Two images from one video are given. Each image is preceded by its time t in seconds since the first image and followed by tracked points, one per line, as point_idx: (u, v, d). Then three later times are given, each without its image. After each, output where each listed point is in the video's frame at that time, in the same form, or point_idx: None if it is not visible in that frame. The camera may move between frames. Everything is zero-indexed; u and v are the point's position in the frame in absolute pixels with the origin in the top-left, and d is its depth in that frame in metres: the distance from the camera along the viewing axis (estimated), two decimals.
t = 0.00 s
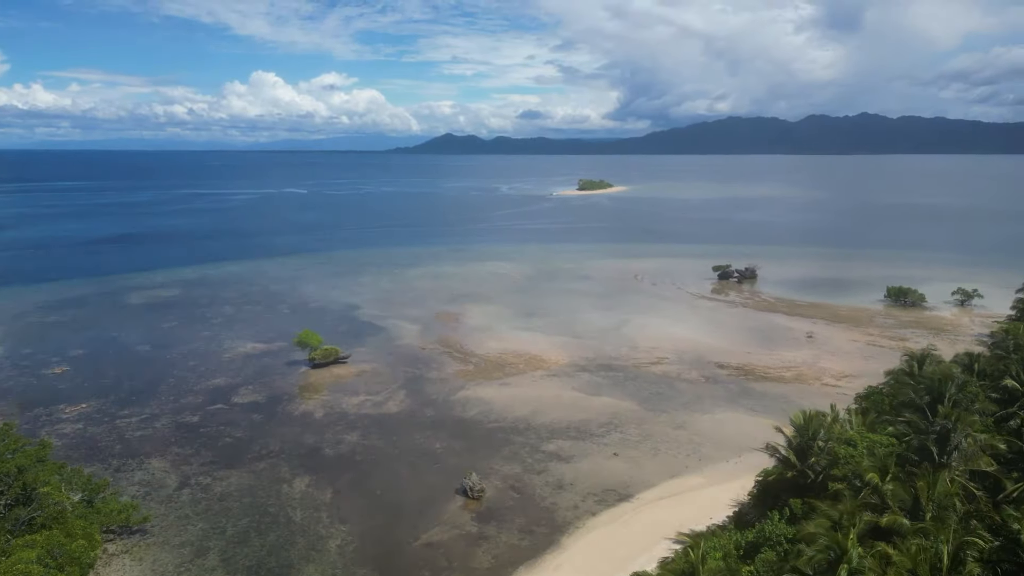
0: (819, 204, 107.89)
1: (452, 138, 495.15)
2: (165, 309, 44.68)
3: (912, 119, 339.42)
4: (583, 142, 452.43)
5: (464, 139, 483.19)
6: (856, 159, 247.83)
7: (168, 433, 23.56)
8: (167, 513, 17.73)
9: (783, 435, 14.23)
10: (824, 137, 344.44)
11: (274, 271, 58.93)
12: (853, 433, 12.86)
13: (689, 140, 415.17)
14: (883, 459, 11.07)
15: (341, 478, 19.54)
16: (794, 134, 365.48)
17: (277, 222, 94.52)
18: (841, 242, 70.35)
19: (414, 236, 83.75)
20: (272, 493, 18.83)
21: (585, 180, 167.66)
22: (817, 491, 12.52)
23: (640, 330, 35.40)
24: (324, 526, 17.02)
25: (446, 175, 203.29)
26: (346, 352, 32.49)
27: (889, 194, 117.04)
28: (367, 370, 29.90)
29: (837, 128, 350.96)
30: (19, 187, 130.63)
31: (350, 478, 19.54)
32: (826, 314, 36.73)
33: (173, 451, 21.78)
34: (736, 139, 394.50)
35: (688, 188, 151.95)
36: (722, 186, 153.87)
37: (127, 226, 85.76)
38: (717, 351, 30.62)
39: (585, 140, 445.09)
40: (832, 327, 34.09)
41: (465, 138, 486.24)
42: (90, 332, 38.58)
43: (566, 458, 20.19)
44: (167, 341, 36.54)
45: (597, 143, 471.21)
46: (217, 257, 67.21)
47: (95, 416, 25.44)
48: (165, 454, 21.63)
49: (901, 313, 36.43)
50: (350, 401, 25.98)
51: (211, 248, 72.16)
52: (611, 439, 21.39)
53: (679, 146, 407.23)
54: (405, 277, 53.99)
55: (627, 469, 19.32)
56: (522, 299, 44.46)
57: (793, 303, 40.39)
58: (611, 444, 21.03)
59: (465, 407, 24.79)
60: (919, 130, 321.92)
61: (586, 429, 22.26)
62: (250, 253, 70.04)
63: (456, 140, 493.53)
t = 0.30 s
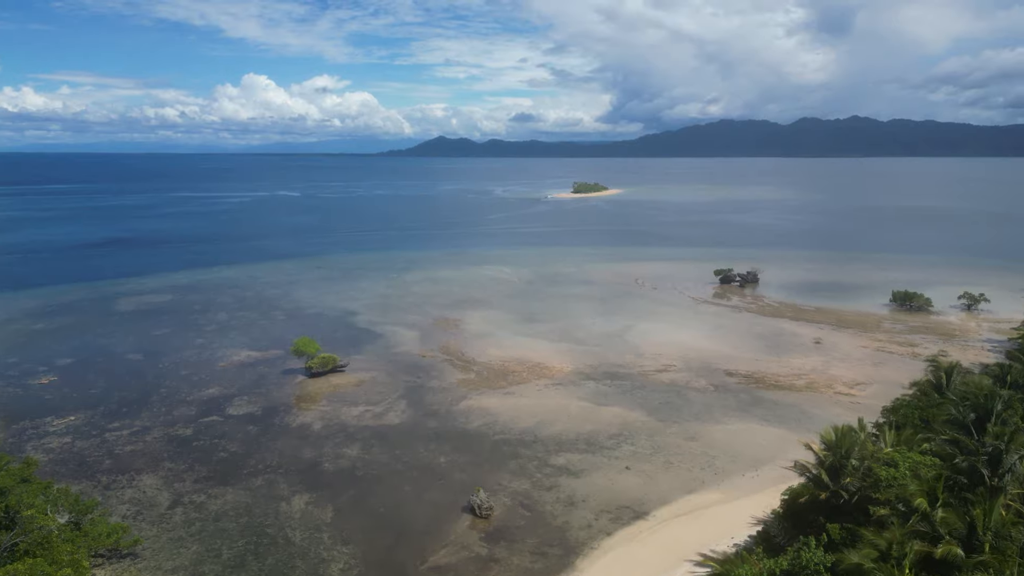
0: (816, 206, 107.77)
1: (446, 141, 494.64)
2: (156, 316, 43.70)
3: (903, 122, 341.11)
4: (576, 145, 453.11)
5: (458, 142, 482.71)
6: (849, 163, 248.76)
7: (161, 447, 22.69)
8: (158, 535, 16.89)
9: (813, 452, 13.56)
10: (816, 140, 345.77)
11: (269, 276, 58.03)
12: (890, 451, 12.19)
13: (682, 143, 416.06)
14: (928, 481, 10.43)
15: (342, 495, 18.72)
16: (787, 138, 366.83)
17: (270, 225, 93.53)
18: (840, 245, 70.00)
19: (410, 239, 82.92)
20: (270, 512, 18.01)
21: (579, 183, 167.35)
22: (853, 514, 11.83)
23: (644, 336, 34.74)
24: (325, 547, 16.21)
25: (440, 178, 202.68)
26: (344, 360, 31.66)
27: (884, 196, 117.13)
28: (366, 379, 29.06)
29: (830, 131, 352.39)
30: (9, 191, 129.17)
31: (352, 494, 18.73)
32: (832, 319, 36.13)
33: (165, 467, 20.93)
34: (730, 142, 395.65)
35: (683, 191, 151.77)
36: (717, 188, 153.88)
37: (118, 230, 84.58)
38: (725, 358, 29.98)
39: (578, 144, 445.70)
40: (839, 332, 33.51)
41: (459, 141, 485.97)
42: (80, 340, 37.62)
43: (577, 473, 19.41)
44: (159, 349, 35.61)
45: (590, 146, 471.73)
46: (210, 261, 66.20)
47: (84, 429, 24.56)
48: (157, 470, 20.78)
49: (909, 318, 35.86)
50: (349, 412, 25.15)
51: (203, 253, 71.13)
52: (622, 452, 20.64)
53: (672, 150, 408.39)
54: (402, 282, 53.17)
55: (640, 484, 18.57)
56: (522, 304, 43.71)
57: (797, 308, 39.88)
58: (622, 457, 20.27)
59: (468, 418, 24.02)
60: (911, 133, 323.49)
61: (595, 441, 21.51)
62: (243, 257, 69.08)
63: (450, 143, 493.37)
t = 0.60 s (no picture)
0: (809, 207, 107.76)
1: (435, 142, 493.19)
2: (143, 321, 42.55)
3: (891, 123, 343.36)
4: (567, 146, 453.08)
5: (449, 143, 481.53)
6: (838, 163, 249.78)
7: (148, 460, 21.74)
8: (146, 558, 16.02)
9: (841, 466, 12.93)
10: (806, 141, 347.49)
11: (259, 279, 56.93)
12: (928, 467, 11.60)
13: (672, 143, 416.85)
14: (976, 505, 9.84)
15: (340, 512, 17.89)
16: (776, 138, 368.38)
17: (259, 227, 92.22)
18: (834, 245, 69.74)
19: (402, 240, 81.96)
20: (264, 530, 17.14)
21: (571, 183, 166.75)
22: (889, 535, 11.20)
23: (645, 340, 34.06)
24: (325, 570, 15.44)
25: (431, 178, 201.45)
26: (338, 367, 30.76)
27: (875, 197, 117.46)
28: (361, 387, 28.16)
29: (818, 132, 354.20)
30: None
31: (351, 512, 17.88)
32: (835, 322, 35.59)
33: (152, 483, 20.00)
34: (720, 142, 397.13)
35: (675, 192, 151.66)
36: (709, 188, 153.85)
37: (104, 232, 83.02)
38: (729, 363, 29.35)
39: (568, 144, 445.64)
40: (843, 335, 33.00)
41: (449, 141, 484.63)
42: (64, 346, 36.46)
43: (585, 486, 18.67)
44: (146, 355, 34.55)
45: (580, 147, 471.70)
46: (198, 263, 64.91)
47: (68, 442, 23.55)
48: (144, 486, 19.85)
49: (912, 320, 35.40)
50: (345, 421, 24.30)
51: (191, 255, 69.79)
52: (630, 463, 19.89)
53: (662, 150, 409.20)
54: (395, 285, 52.24)
55: (652, 498, 17.82)
56: (519, 307, 42.93)
57: (797, 310, 39.36)
58: (631, 469, 19.53)
59: (469, 427, 23.24)
60: (899, 134, 325.61)
61: (602, 451, 20.79)
62: (232, 259, 67.87)
63: (440, 144, 492.53)
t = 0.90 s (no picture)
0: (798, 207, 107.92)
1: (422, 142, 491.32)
2: (127, 325, 41.33)
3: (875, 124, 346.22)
4: (554, 146, 452.95)
5: (436, 142, 480.04)
6: (824, 163, 251.21)
7: (132, 475, 20.74)
8: None
9: (871, 482, 12.37)
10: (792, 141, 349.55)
11: (246, 281, 55.71)
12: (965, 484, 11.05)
13: (659, 143, 417.77)
14: None
15: (336, 530, 17.06)
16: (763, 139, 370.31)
17: (246, 227, 90.76)
18: (827, 245, 69.54)
19: (391, 241, 80.87)
20: (257, 551, 16.26)
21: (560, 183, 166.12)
22: (926, 557, 10.63)
23: (643, 344, 33.42)
24: None
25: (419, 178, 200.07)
26: (329, 373, 29.82)
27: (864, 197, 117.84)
28: (354, 394, 27.28)
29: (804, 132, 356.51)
30: None
31: (348, 529, 17.06)
32: (834, 325, 35.19)
33: (136, 500, 19.05)
34: (707, 142, 398.69)
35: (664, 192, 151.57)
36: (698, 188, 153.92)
37: (86, 233, 81.22)
38: (731, 367, 28.76)
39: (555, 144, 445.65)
40: (844, 338, 32.55)
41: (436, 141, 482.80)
42: (43, 352, 35.21)
43: (592, 499, 17.93)
44: (130, 363, 33.40)
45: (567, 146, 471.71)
46: (182, 266, 63.54)
47: (47, 455, 22.49)
48: (128, 504, 18.88)
49: (911, 322, 35.07)
50: (339, 431, 23.43)
51: (176, 257, 68.36)
52: (637, 474, 19.19)
53: (649, 150, 410.12)
54: (386, 287, 51.28)
55: (662, 512, 17.12)
56: (514, 310, 42.17)
57: (795, 311, 38.92)
58: (638, 480, 18.82)
59: (468, 437, 22.45)
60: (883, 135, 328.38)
61: (607, 461, 20.07)
62: (218, 261, 66.50)
63: (427, 144, 490.81)
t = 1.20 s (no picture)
0: (786, 207, 108.15)
1: (408, 142, 488.87)
2: (108, 331, 40.04)
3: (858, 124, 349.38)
4: (540, 146, 452.88)
5: (422, 142, 478.23)
6: (809, 164, 252.63)
7: (113, 492, 19.73)
8: None
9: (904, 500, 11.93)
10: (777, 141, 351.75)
11: (231, 284, 54.43)
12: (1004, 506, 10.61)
13: (645, 143, 418.94)
14: None
15: (330, 551, 16.17)
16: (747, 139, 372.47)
17: (230, 229, 89.16)
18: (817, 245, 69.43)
19: (379, 242, 79.79)
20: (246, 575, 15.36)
21: (548, 184, 165.19)
22: None
23: (640, 347, 32.80)
24: None
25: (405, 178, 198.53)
26: (319, 381, 28.85)
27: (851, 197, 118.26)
28: (345, 403, 26.34)
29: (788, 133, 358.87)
30: None
31: (342, 550, 16.17)
32: (832, 327, 34.80)
33: (117, 519, 18.07)
34: (692, 143, 400.23)
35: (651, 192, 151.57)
36: (686, 188, 154.05)
37: (66, 235, 79.40)
38: (732, 371, 28.19)
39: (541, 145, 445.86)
40: (842, 341, 32.14)
41: (421, 141, 480.99)
42: (20, 360, 33.94)
43: (598, 513, 17.20)
44: (110, 370, 32.18)
45: (553, 147, 472.09)
46: (165, 268, 62.10)
47: (23, 471, 21.38)
48: (108, 523, 17.89)
49: (910, 323, 34.75)
50: (331, 442, 22.53)
51: (158, 259, 66.85)
52: (643, 487, 18.48)
53: (635, 150, 411.26)
54: (375, 289, 50.27)
55: (672, 527, 16.42)
56: (507, 313, 41.41)
57: (792, 313, 38.50)
58: (645, 493, 18.10)
59: (465, 447, 21.62)
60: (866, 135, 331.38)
61: (611, 472, 19.34)
62: (202, 263, 65.07)
63: (413, 144, 488.90)
